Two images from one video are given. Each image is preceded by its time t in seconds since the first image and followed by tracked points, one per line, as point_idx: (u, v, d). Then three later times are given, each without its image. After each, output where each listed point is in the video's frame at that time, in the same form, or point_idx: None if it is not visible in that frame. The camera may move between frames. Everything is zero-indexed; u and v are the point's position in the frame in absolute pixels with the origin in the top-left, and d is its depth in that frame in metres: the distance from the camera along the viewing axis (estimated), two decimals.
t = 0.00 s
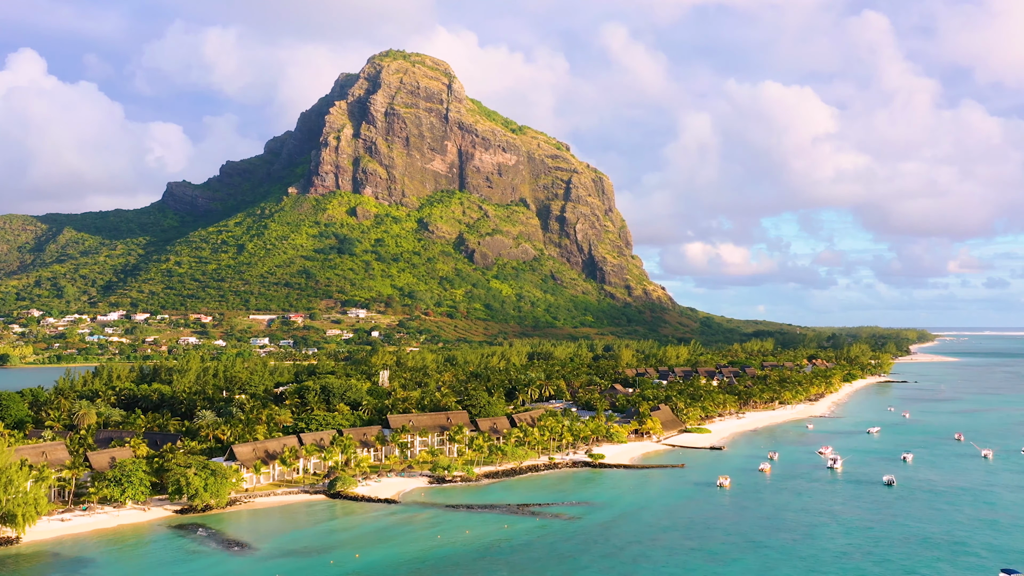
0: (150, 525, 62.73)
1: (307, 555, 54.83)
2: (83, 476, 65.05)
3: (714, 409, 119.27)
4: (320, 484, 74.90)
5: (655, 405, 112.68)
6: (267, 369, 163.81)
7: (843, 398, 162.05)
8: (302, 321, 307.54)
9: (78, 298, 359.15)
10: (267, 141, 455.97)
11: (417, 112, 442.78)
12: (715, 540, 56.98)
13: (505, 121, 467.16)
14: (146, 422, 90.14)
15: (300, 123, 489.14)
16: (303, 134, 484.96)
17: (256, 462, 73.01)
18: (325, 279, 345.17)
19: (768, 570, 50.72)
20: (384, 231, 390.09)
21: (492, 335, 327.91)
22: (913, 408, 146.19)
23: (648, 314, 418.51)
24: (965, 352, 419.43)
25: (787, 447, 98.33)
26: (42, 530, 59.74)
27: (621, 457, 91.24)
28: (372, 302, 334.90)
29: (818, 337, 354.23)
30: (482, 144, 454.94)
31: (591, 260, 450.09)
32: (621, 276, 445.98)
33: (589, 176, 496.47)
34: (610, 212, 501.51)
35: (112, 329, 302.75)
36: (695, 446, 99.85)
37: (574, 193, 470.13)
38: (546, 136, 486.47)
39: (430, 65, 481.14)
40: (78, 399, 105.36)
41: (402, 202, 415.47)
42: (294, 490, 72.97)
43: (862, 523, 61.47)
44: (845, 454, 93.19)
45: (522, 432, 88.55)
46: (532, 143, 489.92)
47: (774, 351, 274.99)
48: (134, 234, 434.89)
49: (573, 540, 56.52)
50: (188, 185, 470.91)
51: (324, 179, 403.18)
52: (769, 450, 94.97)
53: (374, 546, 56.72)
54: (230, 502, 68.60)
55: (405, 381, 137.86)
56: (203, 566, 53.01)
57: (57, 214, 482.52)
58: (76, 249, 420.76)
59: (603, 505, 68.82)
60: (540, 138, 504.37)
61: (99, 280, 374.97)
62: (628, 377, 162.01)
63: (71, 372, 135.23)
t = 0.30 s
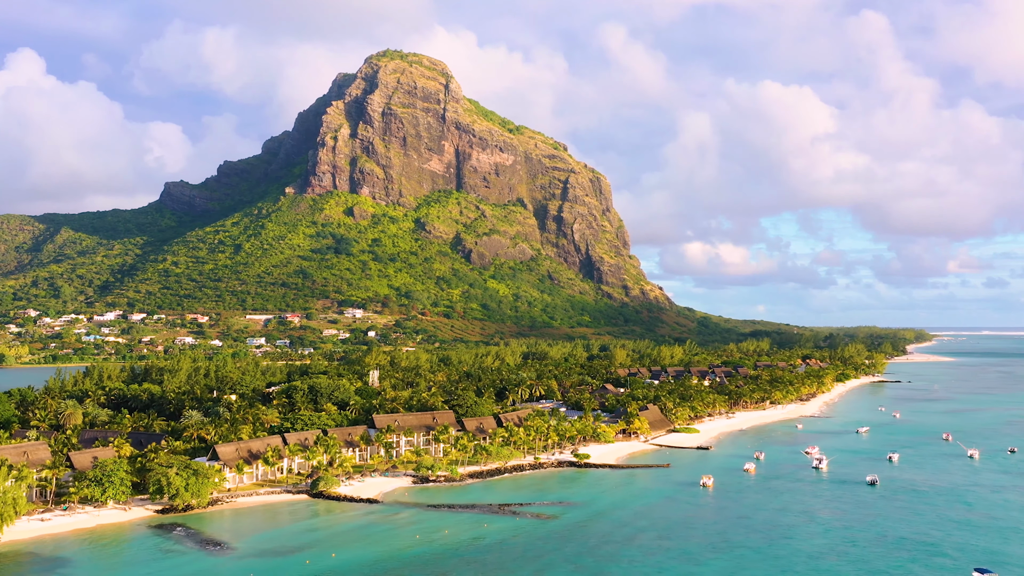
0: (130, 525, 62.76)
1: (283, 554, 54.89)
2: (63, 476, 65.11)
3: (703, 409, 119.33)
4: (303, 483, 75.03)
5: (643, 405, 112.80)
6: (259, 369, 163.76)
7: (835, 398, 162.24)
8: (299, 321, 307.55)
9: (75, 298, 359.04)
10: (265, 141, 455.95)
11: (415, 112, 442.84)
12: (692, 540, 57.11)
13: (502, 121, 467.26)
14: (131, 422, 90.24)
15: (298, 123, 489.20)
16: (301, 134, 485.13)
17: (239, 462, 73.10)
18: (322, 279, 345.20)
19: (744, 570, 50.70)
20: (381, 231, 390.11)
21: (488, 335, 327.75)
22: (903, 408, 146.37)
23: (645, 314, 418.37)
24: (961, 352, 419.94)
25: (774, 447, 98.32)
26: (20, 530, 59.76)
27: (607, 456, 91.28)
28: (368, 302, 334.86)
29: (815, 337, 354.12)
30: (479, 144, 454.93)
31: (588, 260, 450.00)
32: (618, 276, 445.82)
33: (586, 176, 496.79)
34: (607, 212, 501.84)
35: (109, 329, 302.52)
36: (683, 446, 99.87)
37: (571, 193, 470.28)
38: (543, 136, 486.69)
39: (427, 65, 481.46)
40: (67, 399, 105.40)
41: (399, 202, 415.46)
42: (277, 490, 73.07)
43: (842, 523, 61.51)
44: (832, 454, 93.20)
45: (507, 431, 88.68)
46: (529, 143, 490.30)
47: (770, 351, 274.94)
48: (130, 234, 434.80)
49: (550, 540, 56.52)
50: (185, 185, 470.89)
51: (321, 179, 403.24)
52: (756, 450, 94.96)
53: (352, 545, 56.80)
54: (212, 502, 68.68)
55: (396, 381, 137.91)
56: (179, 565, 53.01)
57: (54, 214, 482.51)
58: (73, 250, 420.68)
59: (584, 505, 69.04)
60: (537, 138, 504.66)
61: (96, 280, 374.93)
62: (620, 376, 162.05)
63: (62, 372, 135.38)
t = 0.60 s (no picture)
0: (111, 524, 62.74)
1: (260, 553, 55.05)
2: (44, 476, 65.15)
3: (692, 409, 119.35)
4: (286, 484, 75.03)
5: (632, 405, 112.77)
6: (251, 369, 163.67)
7: (827, 397, 162.15)
8: (295, 321, 307.37)
9: (72, 298, 358.92)
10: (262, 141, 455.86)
11: (412, 112, 442.65)
12: (669, 539, 57.03)
13: (499, 121, 467.04)
14: (117, 422, 90.35)
15: (296, 123, 489.15)
16: (298, 134, 485.11)
17: (222, 462, 73.15)
18: (319, 279, 345.17)
19: (718, 570, 50.62)
20: (378, 231, 390.04)
21: (485, 335, 327.49)
22: (894, 408, 146.29)
23: (642, 314, 418.21)
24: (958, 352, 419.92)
25: (761, 447, 98.20)
26: None
27: (592, 456, 91.30)
28: (365, 302, 334.70)
29: (811, 337, 353.86)
30: (477, 144, 454.77)
31: (585, 260, 449.73)
32: (615, 276, 445.55)
33: (584, 176, 496.79)
34: (604, 212, 501.83)
35: (105, 329, 302.15)
36: (669, 445, 99.85)
37: (568, 193, 470.25)
38: (540, 136, 486.70)
39: (424, 65, 481.39)
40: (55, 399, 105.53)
41: (396, 202, 415.24)
42: (259, 490, 73.11)
43: (821, 523, 61.26)
44: (818, 454, 93.14)
45: (493, 431, 88.68)
46: (527, 143, 490.11)
47: (765, 351, 274.59)
48: (128, 233, 434.70)
49: (527, 540, 56.51)
50: (183, 185, 470.82)
51: (318, 179, 403.21)
52: (742, 450, 94.91)
53: (328, 545, 56.90)
54: (193, 502, 68.72)
55: (386, 381, 137.83)
56: (155, 564, 53.15)
57: (52, 214, 482.50)
58: (71, 249, 420.61)
59: (565, 504, 69.05)
60: (535, 138, 504.60)
61: (93, 280, 374.82)
62: (612, 376, 161.95)
63: (52, 372, 135.47)
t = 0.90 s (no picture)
0: (91, 524, 62.76)
1: (238, 553, 55.23)
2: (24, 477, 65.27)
3: (681, 409, 119.37)
4: (268, 484, 75.06)
5: (620, 405, 112.78)
6: (243, 369, 163.73)
7: (818, 397, 162.26)
8: (292, 321, 307.39)
9: (69, 298, 358.99)
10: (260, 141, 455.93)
11: (409, 113, 442.71)
12: (649, 540, 57.01)
13: (497, 121, 466.93)
14: (102, 422, 90.48)
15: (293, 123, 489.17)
16: (296, 134, 485.08)
17: (204, 463, 73.20)
18: (316, 279, 345.10)
19: (694, 570, 50.60)
20: (376, 231, 390.13)
21: (481, 335, 327.49)
22: (885, 408, 146.21)
23: (640, 314, 418.24)
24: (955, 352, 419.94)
25: (748, 447, 98.10)
26: None
27: (577, 456, 91.38)
28: (362, 302, 334.76)
29: (808, 337, 353.83)
30: (474, 144, 454.70)
31: (583, 260, 449.68)
32: (612, 276, 445.52)
33: (581, 176, 496.73)
34: (602, 212, 501.70)
35: (102, 329, 301.93)
36: (657, 445, 99.89)
37: (565, 193, 470.28)
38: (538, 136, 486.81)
39: (422, 65, 481.50)
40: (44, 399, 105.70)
41: (394, 202, 415.27)
42: (241, 490, 73.19)
43: (800, 522, 61.20)
44: (805, 455, 93.12)
45: (478, 431, 88.75)
46: (524, 143, 490.16)
47: (760, 351, 274.61)
48: (125, 233, 434.67)
49: (506, 540, 56.59)
50: (180, 185, 470.66)
51: (315, 179, 403.17)
52: (729, 450, 94.93)
53: (307, 545, 57.02)
54: (175, 502, 68.75)
55: (377, 381, 137.93)
56: (132, 563, 53.31)
57: (49, 215, 482.40)
58: (68, 249, 420.52)
59: (547, 504, 69.12)
60: (532, 138, 504.73)
61: (90, 280, 374.94)
62: (604, 376, 161.89)
63: (43, 372, 135.63)
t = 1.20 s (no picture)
0: (71, 525, 62.80)
1: (215, 553, 55.32)
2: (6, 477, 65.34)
3: (670, 409, 119.47)
4: (251, 484, 75.06)
5: (609, 405, 112.91)
6: (236, 369, 163.73)
7: (810, 397, 162.39)
8: (288, 321, 307.34)
9: (65, 298, 358.82)
10: (257, 141, 455.77)
11: (406, 112, 442.74)
12: (627, 540, 57.23)
13: (494, 121, 467.18)
14: (88, 422, 90.54)
15: (291, 123, 489.31)
16: (294, 134, 485.24)
17: (186, 463, 73.19)
18: (312, 279, 345.09)
19: (668, 570, 50.78)
20: (372, 231, 390.11)
21: (478, 335, 327.24)
22: (876, 408, 146.40)
23: (637, 314, 418.09)
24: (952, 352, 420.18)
25: (735, 447, 98.16)
26: None
27: (563, 456, 91.43)
28: (358, 302, 334.71)
29: (805, 337, 353.90)
30: (471, 144, 454.82)
31: (580, 260, 449.54)
32: (609, 276, 445.33)
33: (578, 176, 496.97)
34: (599, 212, 502.11)
35: (98, 329, 301.79)
36: (644, 446, 99.98)
37: (563, 193, 470.40)
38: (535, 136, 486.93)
39: (419, 65, 481.90)
40: (32, 399, 105.70)
41: (391, 202, 415.38)
42: (223, 490, 73.21)
43: (779, 523, 61.30)
44: (792, 455, 93.29)
45: (463, 432, 88.80)
46: (521, 143, 490.43)
47: (755, 351, 274.57)
48: (122, 233, 434.59)
49: (484, 540, 56.76)
50: (178, 185, 470.76)
51: (312, 179, 403.16)
52: (715, 450, 95.03)
53: (285, 545, 57.12)
54: (156, 502, 68.81)
55: (368, 381, 137.94)
56: (109, 563, 53.38)
57: (47, 214, 482.42)
58: (65, 250, 420.41)
59: (529, 504, 69.26)
60: (529, 138, 505.08)
61: (87, 280, 374.99)
62: (596, 376, 161.93)
63: (34, 373, 135.71)
